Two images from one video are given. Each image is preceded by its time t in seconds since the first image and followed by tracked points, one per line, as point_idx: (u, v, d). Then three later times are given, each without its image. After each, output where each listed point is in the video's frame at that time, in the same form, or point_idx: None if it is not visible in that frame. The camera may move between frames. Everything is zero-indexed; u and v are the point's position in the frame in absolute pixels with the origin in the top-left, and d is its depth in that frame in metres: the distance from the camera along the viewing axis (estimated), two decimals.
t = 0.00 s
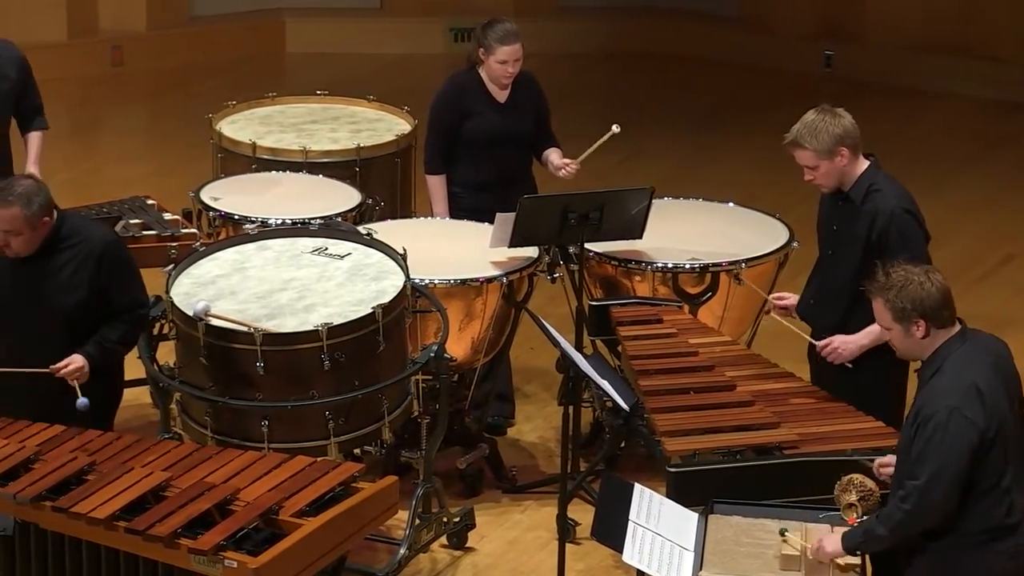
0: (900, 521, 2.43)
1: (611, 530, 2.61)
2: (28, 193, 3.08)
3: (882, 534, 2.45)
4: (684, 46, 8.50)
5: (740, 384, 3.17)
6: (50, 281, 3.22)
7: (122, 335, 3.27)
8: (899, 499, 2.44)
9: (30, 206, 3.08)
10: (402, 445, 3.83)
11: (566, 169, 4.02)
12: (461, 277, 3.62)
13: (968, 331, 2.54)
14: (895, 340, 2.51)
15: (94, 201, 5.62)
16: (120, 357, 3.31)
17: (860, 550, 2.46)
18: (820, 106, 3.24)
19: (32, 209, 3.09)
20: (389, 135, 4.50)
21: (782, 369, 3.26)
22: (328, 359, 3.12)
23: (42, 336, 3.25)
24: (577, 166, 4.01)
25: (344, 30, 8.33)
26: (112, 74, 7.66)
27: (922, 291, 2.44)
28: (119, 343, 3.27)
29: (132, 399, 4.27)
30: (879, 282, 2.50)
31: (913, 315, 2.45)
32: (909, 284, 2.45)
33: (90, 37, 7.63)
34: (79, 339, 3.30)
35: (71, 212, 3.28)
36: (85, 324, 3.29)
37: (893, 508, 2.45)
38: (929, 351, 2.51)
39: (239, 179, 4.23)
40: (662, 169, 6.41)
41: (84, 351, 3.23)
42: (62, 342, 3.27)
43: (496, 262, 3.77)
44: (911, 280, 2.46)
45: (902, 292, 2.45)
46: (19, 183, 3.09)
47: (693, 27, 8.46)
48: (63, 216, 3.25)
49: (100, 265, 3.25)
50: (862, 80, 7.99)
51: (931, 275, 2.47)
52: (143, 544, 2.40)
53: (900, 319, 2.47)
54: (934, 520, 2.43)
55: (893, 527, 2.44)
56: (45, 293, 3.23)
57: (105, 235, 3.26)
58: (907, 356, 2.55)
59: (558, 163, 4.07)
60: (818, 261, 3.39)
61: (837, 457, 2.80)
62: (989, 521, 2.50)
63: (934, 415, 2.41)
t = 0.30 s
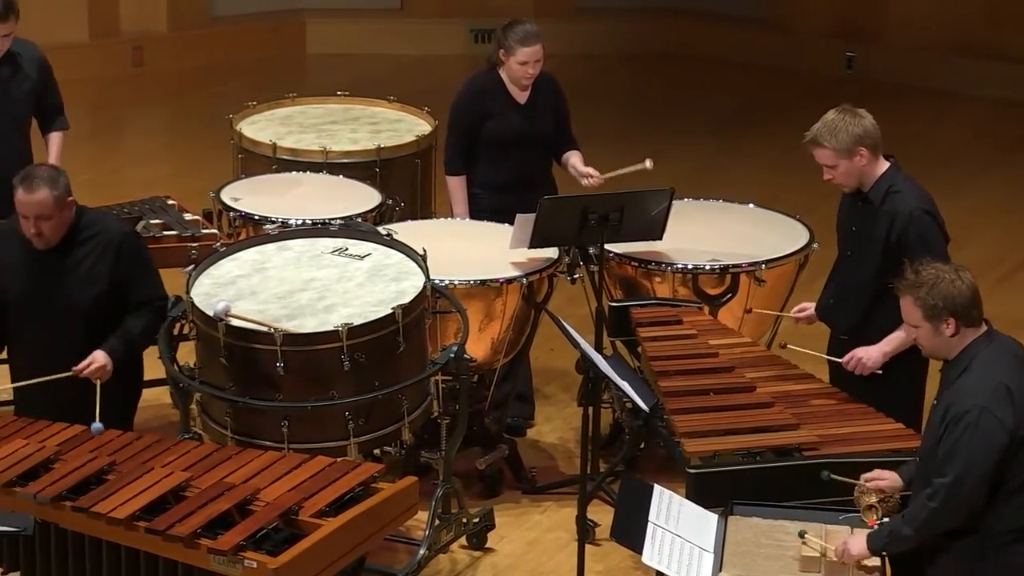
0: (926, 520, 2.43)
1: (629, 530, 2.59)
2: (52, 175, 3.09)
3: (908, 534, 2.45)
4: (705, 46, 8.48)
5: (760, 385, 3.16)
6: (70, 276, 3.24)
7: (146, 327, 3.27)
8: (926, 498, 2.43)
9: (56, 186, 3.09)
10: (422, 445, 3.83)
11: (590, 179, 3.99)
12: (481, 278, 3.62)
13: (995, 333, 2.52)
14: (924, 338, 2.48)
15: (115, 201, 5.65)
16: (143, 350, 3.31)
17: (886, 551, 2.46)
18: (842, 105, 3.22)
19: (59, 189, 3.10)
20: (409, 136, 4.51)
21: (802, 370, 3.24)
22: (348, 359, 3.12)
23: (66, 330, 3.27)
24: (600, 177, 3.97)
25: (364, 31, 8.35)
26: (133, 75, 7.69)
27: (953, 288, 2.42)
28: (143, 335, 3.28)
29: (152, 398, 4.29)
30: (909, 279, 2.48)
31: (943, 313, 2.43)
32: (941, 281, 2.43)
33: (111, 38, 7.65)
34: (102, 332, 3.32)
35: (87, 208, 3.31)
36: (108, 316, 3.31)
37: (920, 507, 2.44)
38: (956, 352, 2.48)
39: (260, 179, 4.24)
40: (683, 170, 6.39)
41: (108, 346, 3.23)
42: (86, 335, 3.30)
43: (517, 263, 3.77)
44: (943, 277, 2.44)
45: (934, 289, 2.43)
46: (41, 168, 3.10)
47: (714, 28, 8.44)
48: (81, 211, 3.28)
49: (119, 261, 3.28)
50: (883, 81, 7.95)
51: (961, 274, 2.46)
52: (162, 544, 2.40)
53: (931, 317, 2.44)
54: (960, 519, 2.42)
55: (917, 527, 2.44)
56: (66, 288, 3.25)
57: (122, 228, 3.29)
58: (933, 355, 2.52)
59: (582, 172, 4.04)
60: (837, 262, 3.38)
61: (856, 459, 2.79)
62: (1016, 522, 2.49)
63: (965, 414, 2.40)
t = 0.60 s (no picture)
0: (993, 517, 2.36)
1: (650, 530, 2.60)
2: (74, 173, 3.11)
3: (977, 536, 2.38)
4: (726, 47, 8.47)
5: (780, 387, 3.15)
6: (93, 273, 3.25)
7: (167, 322, 3.25)
8: (992, 499, 2.36)
9: (78, 185, 3.10)
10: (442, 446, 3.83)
11: (599, 162, 4.02)
12: (501, 279, 3.62)
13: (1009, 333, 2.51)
14: (936, 342, 2.49)
15: (136, 202, 5.68)
16: (166, 342, 3.29)
17: (959, 555, 2.41)
18: (864, 108, 3.21)
19: (82, 186, 3.12)
20: (429, 138, 4.51)
21: (822, 373, 3.23)
22: (368, 360, 3.13)
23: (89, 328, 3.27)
24: (610, 157, 4.01)
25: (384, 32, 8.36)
26: (154, 76, 7.72)
27: (961, 290, 2.43)
28: (165, 331, 3.26)
29: (173, 399, 4.30)
30: (916, 283, 2.49)
31: (954, 314, 2.43)
32: (947, 284, 2.44)
33: (132, 38, 7.68)
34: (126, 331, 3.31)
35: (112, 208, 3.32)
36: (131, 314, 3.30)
37: (985, 509, 2.37)
38: (968, 354, 2.48)
39: (280, 180, 4.25)
40: (703, 172, 6.38)
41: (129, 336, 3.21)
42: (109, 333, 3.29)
43: (537, 264, 3.77)
44: (949, 279, 2.45)
45: (942, 291, 2.43)
46: (62, 168, 3.12)
47: (736, 29, 8.42)
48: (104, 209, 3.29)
49: (140, 259, 3.27)
50: (905, 82, 7.92)
51: (968, 276, 2.47)
52: (183, 544, 2.41)
53: (942, 319, 2.44)
54: None
55: (987, 528, 2.37)
56: (89, 285, 3.25)
57: (144, 231, 3.28)
58: (948, 359, 2.51)
59: (594, 156, 4.08)
60: (857, 263, 3.36)
61: (874, 461, 2.79)
62: None
63: (995, 412, 2.38)
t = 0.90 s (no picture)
0: (972, 521, 2.38)
1: (671, 532, 2.61)
2: (99, 177, 3.12)
3: (953, 536, 2.39)
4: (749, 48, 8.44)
5: (802, 389, 3.14)
6: (117, 286, 3.25)
7: (190, 339, 3.28)
8: (971, 499, 2.39)
9: (104, 188, 3.12)
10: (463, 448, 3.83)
11: (617, 173, 4.01)
12: (522, 281, 3.62)
13: None
14: (968, 339, 2.47)
15: (159, 203, 5.70)
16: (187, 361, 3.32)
17: (931, 554, 2.40)
18: (888, 109, 3.19)
19: (107, 190, 3.13)
20: (451, 139, 4.51)
21: (845, 375, 3.22)
22: (390, 361, 3.14)
23: (113, 338, 3.29)
24: (629, 167, 4.00)
25: (405, 33, 8.37)
26: (177, 77, 7.75)
27: (1001, 289, 2.41)
28: (187, 348, 3.29)
29: (195, 399, 4.32)
30: (957, 278, 2.47)
31: (991, 313, 2.41)
32: (989, 282, 2.42)
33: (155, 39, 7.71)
34: (148, 341, 3.33)
35: (138, 213, 3.31)
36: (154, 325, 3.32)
37: (964, 508, 2.40)
38: (1001, 353, 2.46)
39: (303, 181, 4.26)
40: (725, 174, 6.37)
41: (153, 358, 3.24)
42: (132, 343, 3.31)
43: (558, 265, 3.76)
44: (991, 277, 2.43)
45: (982, 289, 2.41)
46: (88, 172, 3.13)
47: (759, 29, 8.40)
48: (130, 217, 3.28)
49: (166, 263, 3.28)
50: (929, 83, 7.88)
51: (1009, 275, 2.44)
52: (204, 545, 2.42)
53: (978, 317, 2.42)
54: (1004, 522, 2.37)
55: (962, 528, 2.39)
56: (114, 297, 3.26)
57: (171, 234, 3.28)
58: (978, 357, 2.50)
59: (613, 166, 4.07)
60: (879, 265, 3.35)
61: (896, 463, 2.78)
62: None
63: (1008, 416, 2.37)
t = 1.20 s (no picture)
0: (997, 527, 2.38)
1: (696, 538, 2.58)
2: (123, 177, 3.13)
3: (976, 542, 2.39)
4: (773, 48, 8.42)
5: (825, 391, 3.13)
6: (144, 289, 3.27)
7: (215, 344, 3.29)
8: (995, 506, 2.39)
9: (128, 188, 3.13)
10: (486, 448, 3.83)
11: (641, 172, 3.98)
12: (545, 282, 3.62)
13: None
14: (982, 351, 2.49)
15: (183, 203, 5.72)
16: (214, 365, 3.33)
17: (955, 558, 2.38)
18: (912, 111, 3.18)
19: (132, 190, 3.14)
20: (474, 140, 4.52)
21: (868, 376, 3.21)
22: (412, 362, 3.14)
23: (139, 343, 3.31)
24: (653, 165, 3.98)
25: (428, 35, 8.39)
26: (201, 77, 7.77)
27: (1007, 297, 2.43)
28: (213, 353, 3.30)
29: (218, 399, 4.34)
30: (963, 292, 2.50)
31: (1000, 322, 2.43)
32: (994, 291, 2.44)
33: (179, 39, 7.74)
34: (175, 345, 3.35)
35: (164, 215, 3.32)
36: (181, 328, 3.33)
37: (988, 516, 2.40)
38: (1018, 361, 2.47)
39: (326, 182, 4.27)
40: (748, 174, 6.35)
41: (180, 366, 3.24)
42: (158, 348, 3.33)
43: (581, 266, 3.76)
44: (996, 287, 2.45)
45: (988, 299, 2.43)
46: (112, 173, 3.14)
47: (783, 29, 8.37)
48: (155, 221, 3.29)
49: (191, 265, 3.29)
50: (954, 84, 7.84)
51: (1015, 283, 2.47)
52: (227, 545, 2.42)
53: (988, 328, 2.44)
54: None
55: (987, 535, 2.39)
56: (140, 301, 3.27)
57: (196, 235, 3.29)
58: (995, 367, 2.51)
59: (636, 166, 4.04)
60: (903, 266, 3.33)
61: (918, 465, 2.77)
62: None
63: None
